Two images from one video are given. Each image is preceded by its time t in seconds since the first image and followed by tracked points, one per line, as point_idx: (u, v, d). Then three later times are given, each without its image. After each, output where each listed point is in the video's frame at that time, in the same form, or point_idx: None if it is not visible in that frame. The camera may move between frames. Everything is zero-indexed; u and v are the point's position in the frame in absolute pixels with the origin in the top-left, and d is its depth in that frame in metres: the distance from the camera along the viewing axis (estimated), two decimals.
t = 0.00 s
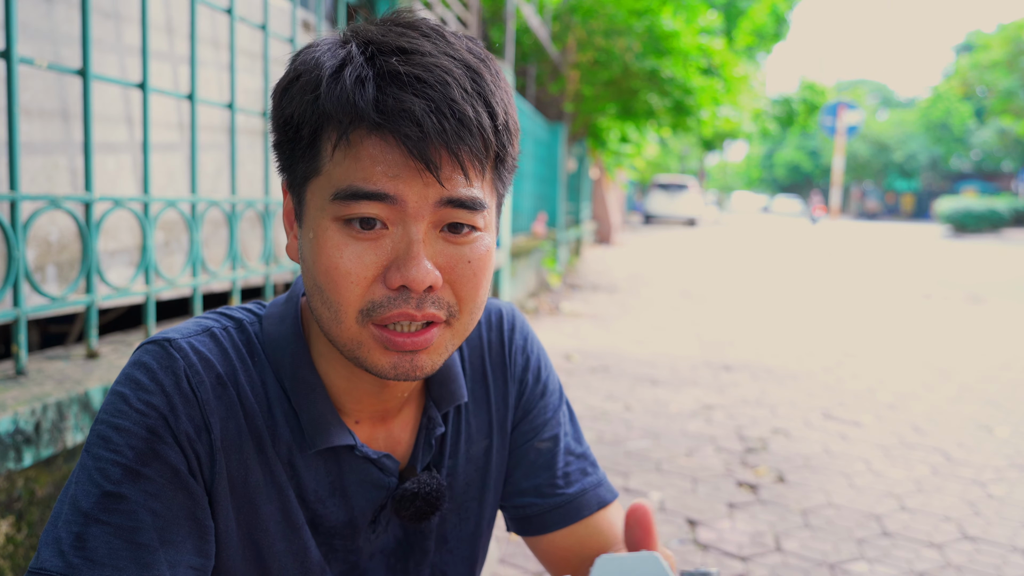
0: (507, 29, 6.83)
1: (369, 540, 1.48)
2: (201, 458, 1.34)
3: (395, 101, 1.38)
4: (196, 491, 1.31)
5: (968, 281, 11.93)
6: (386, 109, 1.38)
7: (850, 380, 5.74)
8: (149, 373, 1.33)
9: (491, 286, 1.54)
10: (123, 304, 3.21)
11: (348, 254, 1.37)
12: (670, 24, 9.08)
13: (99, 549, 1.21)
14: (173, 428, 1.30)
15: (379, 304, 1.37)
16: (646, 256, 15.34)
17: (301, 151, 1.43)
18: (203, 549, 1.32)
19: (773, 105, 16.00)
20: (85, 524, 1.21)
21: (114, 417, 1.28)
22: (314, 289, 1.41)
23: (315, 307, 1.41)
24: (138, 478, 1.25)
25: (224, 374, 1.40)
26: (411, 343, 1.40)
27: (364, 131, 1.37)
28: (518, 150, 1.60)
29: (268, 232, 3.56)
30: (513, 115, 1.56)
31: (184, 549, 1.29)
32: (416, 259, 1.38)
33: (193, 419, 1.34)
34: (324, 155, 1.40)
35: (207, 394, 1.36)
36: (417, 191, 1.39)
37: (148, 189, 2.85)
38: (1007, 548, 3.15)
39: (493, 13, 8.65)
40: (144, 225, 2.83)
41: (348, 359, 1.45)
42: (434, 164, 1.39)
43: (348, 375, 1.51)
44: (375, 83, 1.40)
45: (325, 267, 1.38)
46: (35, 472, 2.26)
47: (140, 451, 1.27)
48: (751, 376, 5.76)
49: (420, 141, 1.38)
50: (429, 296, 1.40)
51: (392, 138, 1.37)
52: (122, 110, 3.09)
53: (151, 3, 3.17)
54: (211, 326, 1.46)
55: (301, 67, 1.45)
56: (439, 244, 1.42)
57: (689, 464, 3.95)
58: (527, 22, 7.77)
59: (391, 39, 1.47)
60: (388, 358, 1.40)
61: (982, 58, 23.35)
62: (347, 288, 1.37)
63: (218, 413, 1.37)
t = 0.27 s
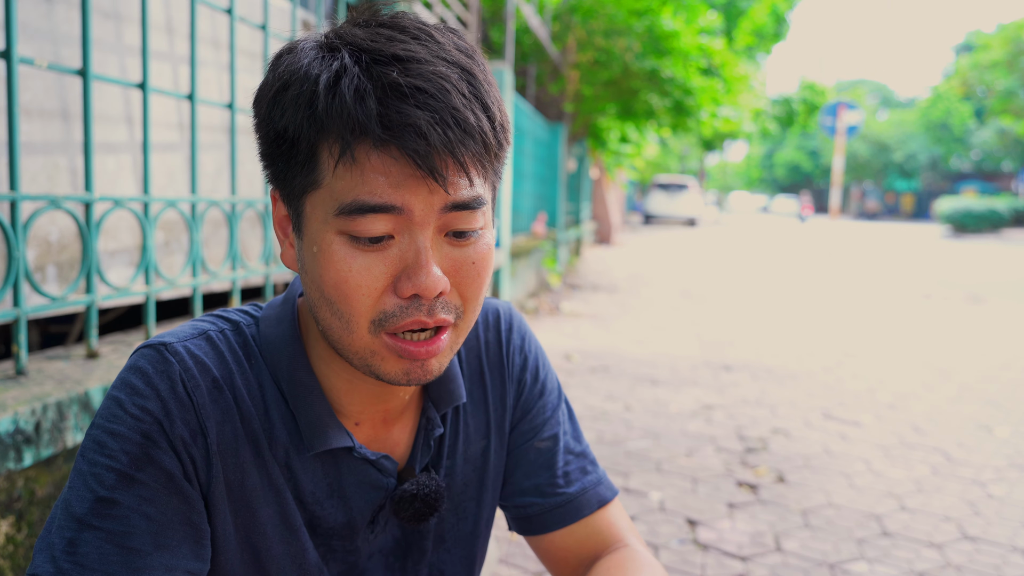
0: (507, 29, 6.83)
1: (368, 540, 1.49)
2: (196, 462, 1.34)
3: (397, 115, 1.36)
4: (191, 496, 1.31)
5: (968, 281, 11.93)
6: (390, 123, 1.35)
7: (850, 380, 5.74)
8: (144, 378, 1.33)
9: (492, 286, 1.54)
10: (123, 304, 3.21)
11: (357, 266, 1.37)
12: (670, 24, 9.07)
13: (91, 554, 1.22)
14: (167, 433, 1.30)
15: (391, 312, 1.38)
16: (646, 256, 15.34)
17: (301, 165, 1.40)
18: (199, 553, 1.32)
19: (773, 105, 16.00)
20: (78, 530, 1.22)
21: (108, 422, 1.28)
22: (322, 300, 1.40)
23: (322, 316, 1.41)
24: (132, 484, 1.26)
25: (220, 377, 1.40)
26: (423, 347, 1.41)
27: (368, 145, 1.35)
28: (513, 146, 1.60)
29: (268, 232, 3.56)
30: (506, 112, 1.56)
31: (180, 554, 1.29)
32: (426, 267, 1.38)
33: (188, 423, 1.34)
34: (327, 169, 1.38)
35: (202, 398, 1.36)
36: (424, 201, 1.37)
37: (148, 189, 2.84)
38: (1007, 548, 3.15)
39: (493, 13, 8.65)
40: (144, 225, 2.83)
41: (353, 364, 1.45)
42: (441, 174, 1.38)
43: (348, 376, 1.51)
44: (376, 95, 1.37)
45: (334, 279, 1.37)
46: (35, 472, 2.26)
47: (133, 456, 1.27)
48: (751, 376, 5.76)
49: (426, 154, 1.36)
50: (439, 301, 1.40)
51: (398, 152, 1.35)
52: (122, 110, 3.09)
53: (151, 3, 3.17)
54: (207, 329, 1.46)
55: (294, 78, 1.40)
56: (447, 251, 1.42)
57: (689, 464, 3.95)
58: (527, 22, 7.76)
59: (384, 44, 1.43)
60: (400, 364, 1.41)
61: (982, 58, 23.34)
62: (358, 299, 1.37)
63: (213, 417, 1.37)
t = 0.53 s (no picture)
0: (507, 29, 6.83)
1: (364, 540, 1.49)
2: (189, 464, 1.34)
3: (384, 103, 1.39)
4: (184, 497, 1.31)
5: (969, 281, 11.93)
6: (376, 111, 1.38)
7: (850, 380, 5.74)
8: (137, 380, 1.33)
9: (485, 284, 1.53)
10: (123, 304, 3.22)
11: (342, 255, 1.38)
12: (670, 24, 9.07)
13: (85, 557, 1.22)
14: (160, 435, 1.30)
15: (373, 304, 1.38)
16: (646, 256, 15.33)
17: (294, 153, 1.44)
18: (193, 554, 1.32)
19: (773, 105, 15.99)
20: (72, 532, 1.22)
21: (102, 424, 1.28)
22: (309, 290, 1.41)
23: (310, 307, 1.42)
24: (125, 486, 1.26)
25: (213, 379, 1.40)
26: (406, 342, 1.40)
27: (354, 133, 1.38)
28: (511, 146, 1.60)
29: (268, 232, 3.56)
30: (505, 110, 1.57)
31: (174, 555, 1.29)
32: (409, 259, 1.38)
33: (181, 425, 1.34)
34: (316, 156, 1.41)
35: (195, 400, 1.36)
36: (409, 191, 1.39)
37: (148, 189, 2.84)
38: (1007, 548, 3.15)
39: (493, 13, 8.64)
40: (144, 225, 2.83)
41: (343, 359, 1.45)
42: (426, 164, 1.39)
43: (342, 374, 1.51)
44: (365, 85, 1.40)
45: (319, 268, 1.39)
46: (35, 472, 2.26)
47: (127, 458, 1.27)
48: (751, 376, 5.76)
49: (410, 142, 1.38)
50: (422, 297, 1.39)
51: (383, 139, 1.38)
52: (122, 111, 3.10)
53: (151, 3, 3.17)
54: (201, 330, 1.47)
55: (292, 68, 1.46)
56: (433, 244, 1.42)
57: (689, 464, 3.95)
58: (527, 21, 7.75)
59: (380, 39, 1.48)
60: (384, 357, 1.40)
61: (982, 58, 23.34)
62: (342, 289, 1.37)
63: (206, 418, 1.37)
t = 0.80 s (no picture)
0: (507, 28, 6.83)
1: (363, 540, 1.49)
2: (188, 462, 1.34)
3: (372, 97, 1.42)
4: (184, 495, 1.31)
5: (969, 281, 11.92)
6: (363, 104, 1.41)
7: (850, 380, 5.74)
8: (136, 379, 1.33)
9: (479, 282, 1.53)
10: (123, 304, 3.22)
11: (330, 247, 1.38)
12: (670, 24, 9.07)
13: (88, 556, 1.21)
14: (159, 434, 1.30)
15: (362, 297, 1.37)
16: (646, 256, 15.33)
17: (287, 147, 1.47)
18: (193, 552, 1.32)
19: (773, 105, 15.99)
20: (74, 531, 1.21)
21: (101, 424, 1.28)
22: (301, 284, 1.42)
23: (303, 301, 1.43)
24: (126, 485, 1.25)
25: (211, 378, 1.40)
26: (394, 335, 1.39)
27: (343, 125, 1.41)
28: (506, 144, 1.61)
29: (268, 232, 3.57)
30: (499, 108, 1.57)
31: (174, 554, 1.29)
32: (397, 252, 1.38)
33: (179, 423, 1.34)
34: (307, 150, 1.44)
35: (193, 399, 1.36)
36: (397, 184, 1.40)
37: (148, 189, 2.84)
38: (1007, 548, 3.15)
39: (493, 13, 8.64)
40: (144, 225, 2.83)
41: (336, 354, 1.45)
42: (413, 157, 1.40)
43: (338, 372, 1.51)
44: (355, 79, 1.44)
45: (309, 261, 1.40)
46: (35, 472, 2.26)
47: (127, 457, 1.27)
48: (751, 376, 5.76)
49: (397, 135, 1.40)
50: (410, 291, 1.39)
51: (370, 132, 1.40)
52: (122, 110, 3.10)
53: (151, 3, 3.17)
54: (198, 329, 1.47)
55: (287, 65, 1.51)
56: (422, 238, 1.42)
57: (689, 464, 3.95)
58: (527, 21, 7.75)
59: (372, 36, 1.51)
60: (373, 352, 1.40)
61: (982, 58, 23.33)
62: (331, 282, 1.38)
63: (205, 417, 1.37)
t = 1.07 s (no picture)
0: (507, 29, 6.82)
1: (358, 536, 1.47)
2: (187, 454, 1.36)
3: (355, 79, 1.47)
4: (184, 485, 1.33)
5: (969, 282, 11.92)
6: (347, 87, 1.46)
7: (850, 380, 5.74)
8: (137, 371, 1.35)
9: (470, 265, 1.56)
10: (123, 304, 3.22)
11: (320, 231, 1.43)
12: (670, 24, 9.07)
13: (89, 545, 1.22)
14: (160, 424, 1.32)
15: (352, 279, 1.41)
16: (646, 256, 15.32)
17: (276, 136, 1.52)
18: (193, 543, 1.32)
19: (773, 105, 15.99)
20: (75, 521, 1.22)
21: (102, 415, 1.30)
22: (292, 271, 1.46)
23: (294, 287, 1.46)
24: (127, 475, 1.27)
25: (211, 370, 1.42)
26: (385, 316, 1.42)
27: (328, 111, 1.46)
28: (491, 129, 1.66)
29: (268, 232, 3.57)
30: (483, 92, 1.62)
31: (174, 543, 1.30)
32: (385, 233, 1.42)
33: (179, 414, 1.36)
34: (296, 136, 1.49)
35: (193, 391, 1.38)
36: (384, 167, 1.44)
37: (148, 189, 2.84)
38: (1007, 548, 3.15)
39: (493, 13, 8.64)
40: (144, 225, 2.83)
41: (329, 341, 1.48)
42: (398, 138, 1.45)
43: (336, 364, 1.53)
44: (338, 65, 1.49)
45: (300, 245, 1.44)
46: (35, 472, 2.26)
47: (127, 447, 1.28)
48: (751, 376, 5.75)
49: (381, 116, 1.44)
50: (399, 272, 1.43)
51: (355, 114, 1.45)
52: (122, 110, 3.10)
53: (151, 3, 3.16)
54: (199, 323, 1.49)
55: (274, 58, 1.57)
56: (410, 220, 1.46)
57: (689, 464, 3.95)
58: (528, 22, 7.75)
59: (355, 26, 1.57)
60: (365, 334, 1.42)
61: (982, 58, 23.30)
62: (322, 265, 1.42)
63: (204, 409, 1.39)
